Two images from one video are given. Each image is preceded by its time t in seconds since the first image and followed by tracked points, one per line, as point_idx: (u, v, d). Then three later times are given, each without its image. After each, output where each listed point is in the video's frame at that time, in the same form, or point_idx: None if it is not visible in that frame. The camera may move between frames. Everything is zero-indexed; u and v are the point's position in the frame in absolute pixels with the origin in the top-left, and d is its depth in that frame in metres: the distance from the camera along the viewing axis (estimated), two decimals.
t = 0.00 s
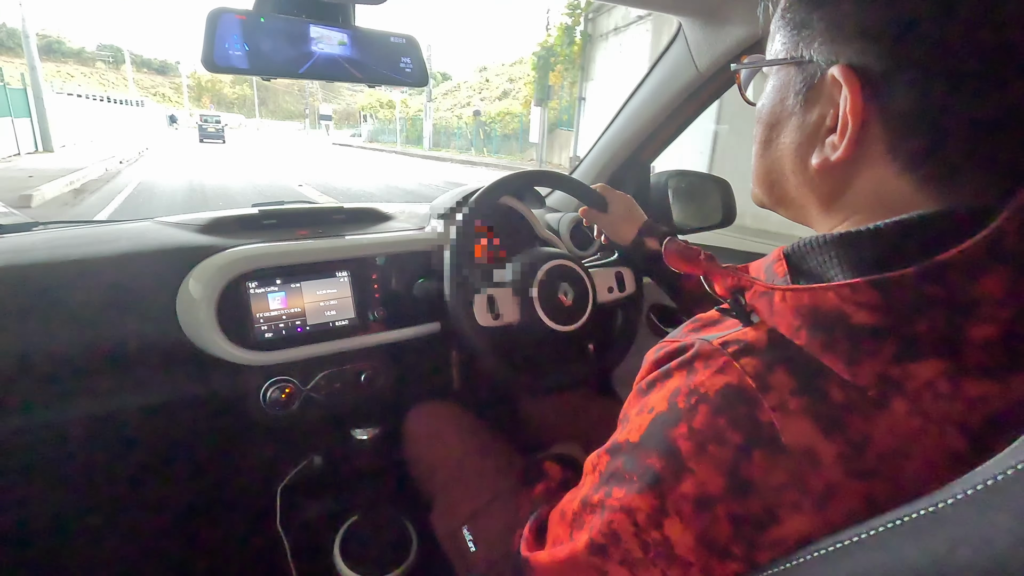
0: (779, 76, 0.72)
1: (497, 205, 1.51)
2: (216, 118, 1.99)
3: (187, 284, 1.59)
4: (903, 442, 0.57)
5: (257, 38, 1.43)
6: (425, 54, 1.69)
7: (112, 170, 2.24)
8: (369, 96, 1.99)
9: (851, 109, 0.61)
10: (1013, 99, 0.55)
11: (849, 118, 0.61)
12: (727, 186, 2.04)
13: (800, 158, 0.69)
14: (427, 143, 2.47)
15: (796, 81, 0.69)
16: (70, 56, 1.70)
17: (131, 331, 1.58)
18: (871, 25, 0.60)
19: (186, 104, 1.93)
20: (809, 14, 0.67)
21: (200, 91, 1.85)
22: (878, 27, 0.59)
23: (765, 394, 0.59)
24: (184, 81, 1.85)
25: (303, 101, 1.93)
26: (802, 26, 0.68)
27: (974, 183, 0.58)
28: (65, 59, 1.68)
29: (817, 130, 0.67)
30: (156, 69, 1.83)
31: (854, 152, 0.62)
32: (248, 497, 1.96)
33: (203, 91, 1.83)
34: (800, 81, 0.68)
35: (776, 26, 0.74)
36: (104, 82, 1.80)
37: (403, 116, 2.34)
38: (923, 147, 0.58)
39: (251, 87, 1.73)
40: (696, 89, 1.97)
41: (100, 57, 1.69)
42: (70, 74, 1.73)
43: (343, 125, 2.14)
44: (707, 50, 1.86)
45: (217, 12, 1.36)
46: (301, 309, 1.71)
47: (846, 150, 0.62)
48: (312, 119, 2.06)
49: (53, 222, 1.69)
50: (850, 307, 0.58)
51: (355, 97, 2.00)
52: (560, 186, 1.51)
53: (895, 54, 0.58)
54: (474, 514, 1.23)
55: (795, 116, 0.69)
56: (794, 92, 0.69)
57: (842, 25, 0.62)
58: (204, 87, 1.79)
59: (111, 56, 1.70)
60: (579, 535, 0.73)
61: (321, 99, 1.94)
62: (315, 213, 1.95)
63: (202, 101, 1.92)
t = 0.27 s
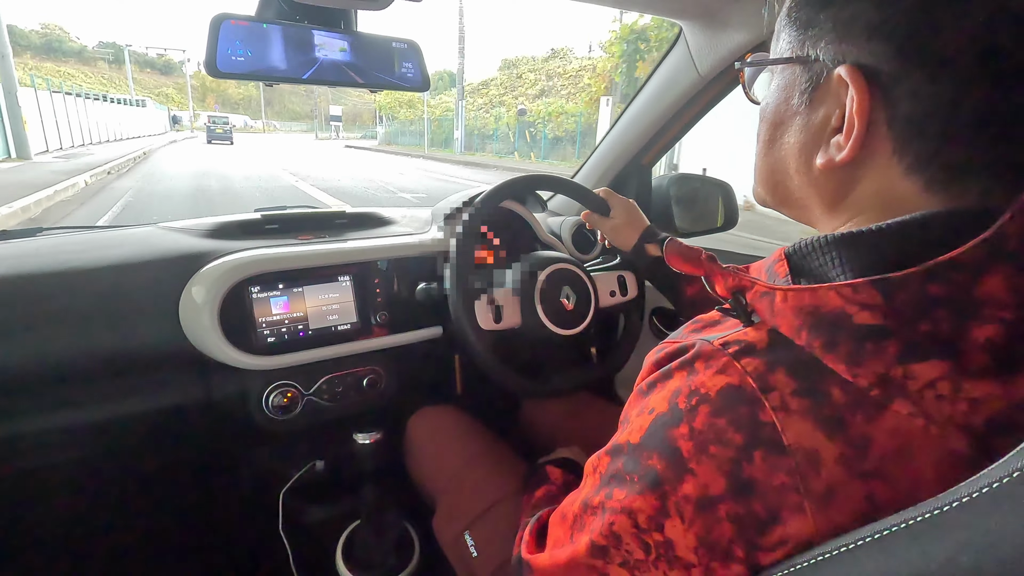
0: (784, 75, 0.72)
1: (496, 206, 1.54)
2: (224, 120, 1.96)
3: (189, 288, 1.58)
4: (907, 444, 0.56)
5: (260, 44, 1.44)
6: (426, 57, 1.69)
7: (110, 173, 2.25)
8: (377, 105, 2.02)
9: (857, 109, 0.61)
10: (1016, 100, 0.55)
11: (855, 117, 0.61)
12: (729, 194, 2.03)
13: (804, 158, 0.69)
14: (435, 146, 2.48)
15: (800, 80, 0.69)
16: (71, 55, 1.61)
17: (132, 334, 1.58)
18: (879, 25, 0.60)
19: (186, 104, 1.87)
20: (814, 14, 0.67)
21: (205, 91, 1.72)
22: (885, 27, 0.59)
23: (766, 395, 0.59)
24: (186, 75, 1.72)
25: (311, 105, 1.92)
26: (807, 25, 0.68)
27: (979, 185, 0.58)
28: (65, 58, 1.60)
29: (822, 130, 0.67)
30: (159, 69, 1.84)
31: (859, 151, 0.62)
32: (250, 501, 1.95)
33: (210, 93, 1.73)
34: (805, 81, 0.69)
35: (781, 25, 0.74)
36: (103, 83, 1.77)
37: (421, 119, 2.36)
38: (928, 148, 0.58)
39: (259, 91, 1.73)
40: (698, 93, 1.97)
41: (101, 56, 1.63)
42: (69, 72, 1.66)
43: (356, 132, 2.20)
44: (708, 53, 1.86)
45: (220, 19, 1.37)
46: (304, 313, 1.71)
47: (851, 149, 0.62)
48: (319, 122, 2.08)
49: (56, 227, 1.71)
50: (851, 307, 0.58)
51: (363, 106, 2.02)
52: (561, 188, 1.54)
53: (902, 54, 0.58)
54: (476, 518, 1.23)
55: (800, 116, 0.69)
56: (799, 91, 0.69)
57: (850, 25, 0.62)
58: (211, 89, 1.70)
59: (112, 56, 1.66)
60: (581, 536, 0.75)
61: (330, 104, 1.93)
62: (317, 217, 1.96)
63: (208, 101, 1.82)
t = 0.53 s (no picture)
0: (786, 73, 0.72)
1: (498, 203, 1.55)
2: (232, 121, 1.99)
3: (192, 283, 1.59)
4: (907, 443, 0.56)
5: (262, 39, 1.44)
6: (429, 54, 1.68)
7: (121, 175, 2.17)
8: (384, 106, 2.03)
9: (859, 106, 0.61)
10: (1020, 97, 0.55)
11: (858, 115, 0.61)
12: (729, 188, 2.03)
13: (807, 156, 0.69)
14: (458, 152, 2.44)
15: (803, 78, 0.69)
16: (71, 54, 1.59)
17: (135, 330, 1.59)
18: (882, 21, 0.59)
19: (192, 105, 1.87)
20: (817, 11, 0.67)
21: (209, 90, 1.73)
22: (888, 22, 0.59)
23: (767, 393, 0.59)
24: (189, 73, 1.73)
25: (316, 106, 1.94)
26: (810, 23, 0.68)
27: (981, 183, 0.57)
28: (64, 58, 1.58)
29: (824, 127, 0.67)
30: (161, 68, 1.84)
31: (862, 149, 0.62)
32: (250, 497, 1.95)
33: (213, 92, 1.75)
34: (808, 78, 0.68)
35: (784, 23, 0.74)
36: (102, 83, 1.75)
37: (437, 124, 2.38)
38: (929, 145, 0.58)
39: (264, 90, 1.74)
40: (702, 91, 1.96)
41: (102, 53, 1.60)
42: (69, 71, 1.63)
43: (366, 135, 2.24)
44: (712, 51, 1.86)
45: (222, 13, 1.36)
46: (305, 309, 1.71)
47: (853, 147, 0.62)
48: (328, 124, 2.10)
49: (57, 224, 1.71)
50: (853, 305, 0.58)
51: (370, 108, 2.04)
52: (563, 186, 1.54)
53: (904, 51, 0.58)
54: (476, 515, 1.24)
55: (803, 114, 0.69)
56: (802, 88, 0.69)
57: (852, 20, 0.62)
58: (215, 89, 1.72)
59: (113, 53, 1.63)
60: (580, 534, 0.76)
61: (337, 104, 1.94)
62: (319, 213, 1.96)
63: (213, 103, 1.83)
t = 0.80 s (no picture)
0: (787, 74, 0.71)
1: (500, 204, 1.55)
2: (239, 122, 2.04)
3: (195, 281, 1.60)
4: (911, 446, 0.55)
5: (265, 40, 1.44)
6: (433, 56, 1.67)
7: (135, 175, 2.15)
8: (391, 108, 2.00)
9: (858, 108, 0.60)
10: None
11: (857, 117, 0.60)
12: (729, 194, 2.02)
13: (807, 157, 0.69)
14: (472, 153, 2.37)
15: (803, 79, 0.68)
16: (70, 53, 1.56)
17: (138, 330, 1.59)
18: (883, 21, 0.59)
19: (194, 105, 1.91)
20: (816, 12, 0.66)
21: (211, 90, 1.79)
22: (888, 23, 0.58)
23: (767, 395, 0.58)
24: (193, 73, 1.81)
25: (322, 106, 1.92)
26: (809, 24, 0.67)
27: (983, 184, 0.56)
28: (62, 57, 1.55)
29: (825, 128, 0.66)
30: (163, 68, 1.86)
31: (862, 150, 0.62)
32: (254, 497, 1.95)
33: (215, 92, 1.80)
34: (808, 80, 0.68)
35: (784, 24, 0.73)
36: (101, 82, 1.72)
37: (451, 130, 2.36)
38: (931, 147, 0.57)
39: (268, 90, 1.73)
40: (704, 92, 1.95)
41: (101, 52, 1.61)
42: (67, 70, 1.61)
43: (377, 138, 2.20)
44: (715, 51, 1.85)
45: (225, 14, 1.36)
46: (308, 310, 1.71)
47: (854, 148, 0.62)
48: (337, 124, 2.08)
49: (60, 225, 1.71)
50: (855, 307, 0.57)
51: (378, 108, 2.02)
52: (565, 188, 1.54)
53: (905, 52, 0.57)
54: (477, 516, 1.23)
55: (803, 115, 0.69)
56: (802, 90, 0.69)
57: (853, 21, 0.61)
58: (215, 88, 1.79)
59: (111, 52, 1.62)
60: (580, 537, 0.76)
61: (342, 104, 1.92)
62: (323, 214, 1.96)
63: (215, 103, 1.87)
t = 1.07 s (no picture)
0: (790, 81, 0.71)
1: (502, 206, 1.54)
2: (247, 122, 1.92)
3: (198, 281, 1.60)
4: (914, 451, 0.55)
5: (267, 40, 1.44)
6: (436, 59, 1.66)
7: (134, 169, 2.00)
8: (396, 109, 1.97)
9: (863, 117, 0.60)
10: None
11: (861, 125, 0.60)
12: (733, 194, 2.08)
13: (811, 164, 0.68)
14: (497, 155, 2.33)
15: (807, 87, 0.68)
16: (66, 51, 1.48)
17: (140, 330, 1.59)
18: (886, 31, 0.58)
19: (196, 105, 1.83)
20: (819, 19, 0.66)
21: (212, 89, 1.73)
22: (891, 32, 0.58)
23: (769, 399, 0.59)
24: (194, 71, 1.74)
25: (326, 107, 1.92)
26: (813, 31, 0.67)
27: (986, 191, 0.57)
28: (57, 54, 1.47)
29: (829, 136, 0.66)
30: (163, 67, 1.76)
31: (865, 159, 0.61)
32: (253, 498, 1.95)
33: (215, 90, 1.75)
34: (811, 87, 0.68)
35: (788, 31, 0.73)
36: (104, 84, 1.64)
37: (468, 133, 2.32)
38: (934, 155, 0.57)
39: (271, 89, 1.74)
40: (707, 95, 1.96)
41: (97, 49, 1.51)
42: (62, 70, 1.52)
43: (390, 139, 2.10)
44: (718, 56, 1.85)
45: (229, 15, 1.37)
46: (309, 310, 1.71)
47: (858, 157, 0.62)
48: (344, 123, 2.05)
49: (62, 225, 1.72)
50: (857, 311, 0.57)
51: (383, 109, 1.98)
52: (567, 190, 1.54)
53: (908, 61, 0.57)
54: (476, 517, 1.23)
55: (807, 123, 0.69)
56: (805, 98, 0.68)
57: (856, 30, 0.61)
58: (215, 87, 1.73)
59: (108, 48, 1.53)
60: (580, 540, 0.76)
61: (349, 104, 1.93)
62: (325, 214, 1.97)
63: (217, 101, 1.80)
